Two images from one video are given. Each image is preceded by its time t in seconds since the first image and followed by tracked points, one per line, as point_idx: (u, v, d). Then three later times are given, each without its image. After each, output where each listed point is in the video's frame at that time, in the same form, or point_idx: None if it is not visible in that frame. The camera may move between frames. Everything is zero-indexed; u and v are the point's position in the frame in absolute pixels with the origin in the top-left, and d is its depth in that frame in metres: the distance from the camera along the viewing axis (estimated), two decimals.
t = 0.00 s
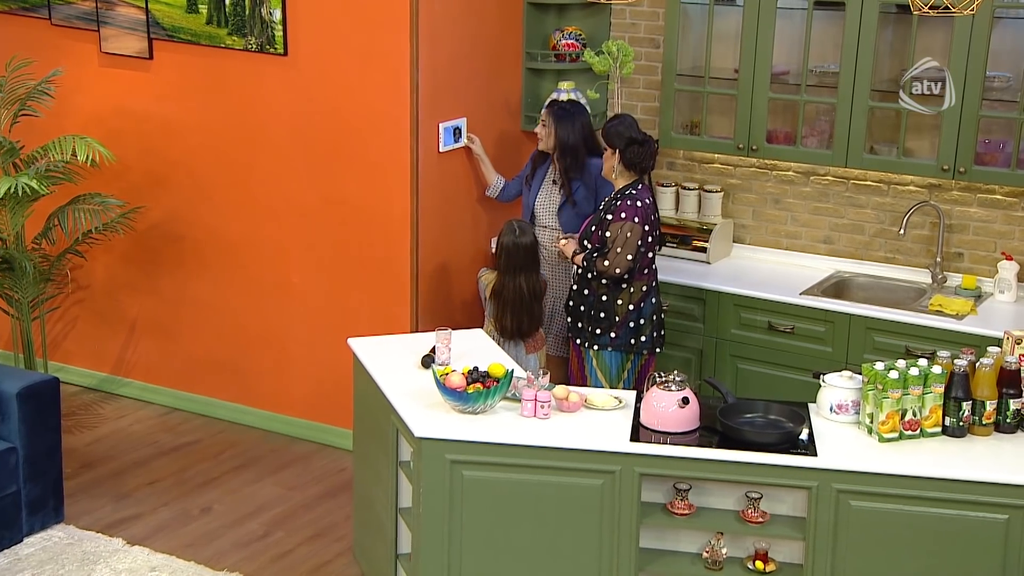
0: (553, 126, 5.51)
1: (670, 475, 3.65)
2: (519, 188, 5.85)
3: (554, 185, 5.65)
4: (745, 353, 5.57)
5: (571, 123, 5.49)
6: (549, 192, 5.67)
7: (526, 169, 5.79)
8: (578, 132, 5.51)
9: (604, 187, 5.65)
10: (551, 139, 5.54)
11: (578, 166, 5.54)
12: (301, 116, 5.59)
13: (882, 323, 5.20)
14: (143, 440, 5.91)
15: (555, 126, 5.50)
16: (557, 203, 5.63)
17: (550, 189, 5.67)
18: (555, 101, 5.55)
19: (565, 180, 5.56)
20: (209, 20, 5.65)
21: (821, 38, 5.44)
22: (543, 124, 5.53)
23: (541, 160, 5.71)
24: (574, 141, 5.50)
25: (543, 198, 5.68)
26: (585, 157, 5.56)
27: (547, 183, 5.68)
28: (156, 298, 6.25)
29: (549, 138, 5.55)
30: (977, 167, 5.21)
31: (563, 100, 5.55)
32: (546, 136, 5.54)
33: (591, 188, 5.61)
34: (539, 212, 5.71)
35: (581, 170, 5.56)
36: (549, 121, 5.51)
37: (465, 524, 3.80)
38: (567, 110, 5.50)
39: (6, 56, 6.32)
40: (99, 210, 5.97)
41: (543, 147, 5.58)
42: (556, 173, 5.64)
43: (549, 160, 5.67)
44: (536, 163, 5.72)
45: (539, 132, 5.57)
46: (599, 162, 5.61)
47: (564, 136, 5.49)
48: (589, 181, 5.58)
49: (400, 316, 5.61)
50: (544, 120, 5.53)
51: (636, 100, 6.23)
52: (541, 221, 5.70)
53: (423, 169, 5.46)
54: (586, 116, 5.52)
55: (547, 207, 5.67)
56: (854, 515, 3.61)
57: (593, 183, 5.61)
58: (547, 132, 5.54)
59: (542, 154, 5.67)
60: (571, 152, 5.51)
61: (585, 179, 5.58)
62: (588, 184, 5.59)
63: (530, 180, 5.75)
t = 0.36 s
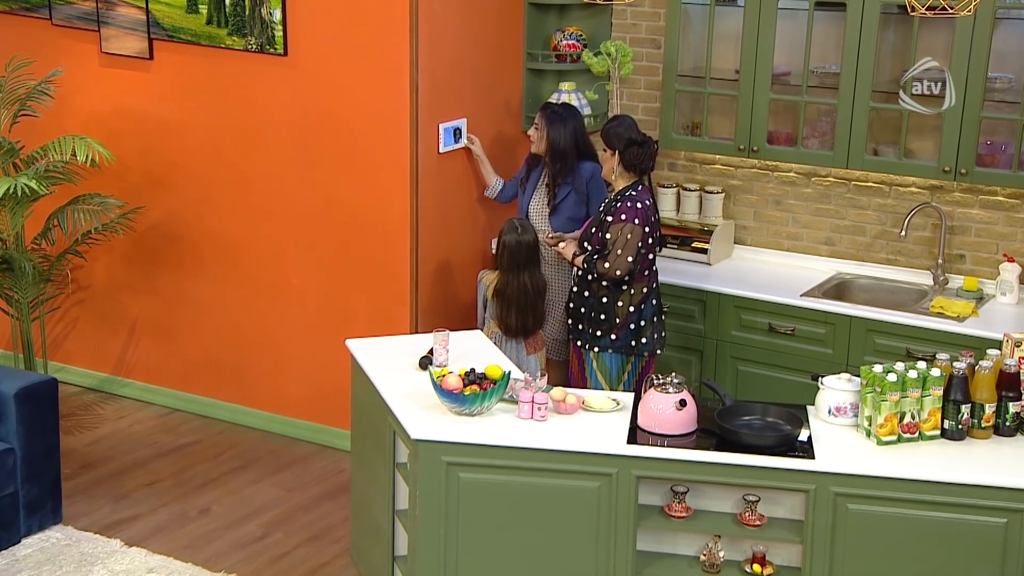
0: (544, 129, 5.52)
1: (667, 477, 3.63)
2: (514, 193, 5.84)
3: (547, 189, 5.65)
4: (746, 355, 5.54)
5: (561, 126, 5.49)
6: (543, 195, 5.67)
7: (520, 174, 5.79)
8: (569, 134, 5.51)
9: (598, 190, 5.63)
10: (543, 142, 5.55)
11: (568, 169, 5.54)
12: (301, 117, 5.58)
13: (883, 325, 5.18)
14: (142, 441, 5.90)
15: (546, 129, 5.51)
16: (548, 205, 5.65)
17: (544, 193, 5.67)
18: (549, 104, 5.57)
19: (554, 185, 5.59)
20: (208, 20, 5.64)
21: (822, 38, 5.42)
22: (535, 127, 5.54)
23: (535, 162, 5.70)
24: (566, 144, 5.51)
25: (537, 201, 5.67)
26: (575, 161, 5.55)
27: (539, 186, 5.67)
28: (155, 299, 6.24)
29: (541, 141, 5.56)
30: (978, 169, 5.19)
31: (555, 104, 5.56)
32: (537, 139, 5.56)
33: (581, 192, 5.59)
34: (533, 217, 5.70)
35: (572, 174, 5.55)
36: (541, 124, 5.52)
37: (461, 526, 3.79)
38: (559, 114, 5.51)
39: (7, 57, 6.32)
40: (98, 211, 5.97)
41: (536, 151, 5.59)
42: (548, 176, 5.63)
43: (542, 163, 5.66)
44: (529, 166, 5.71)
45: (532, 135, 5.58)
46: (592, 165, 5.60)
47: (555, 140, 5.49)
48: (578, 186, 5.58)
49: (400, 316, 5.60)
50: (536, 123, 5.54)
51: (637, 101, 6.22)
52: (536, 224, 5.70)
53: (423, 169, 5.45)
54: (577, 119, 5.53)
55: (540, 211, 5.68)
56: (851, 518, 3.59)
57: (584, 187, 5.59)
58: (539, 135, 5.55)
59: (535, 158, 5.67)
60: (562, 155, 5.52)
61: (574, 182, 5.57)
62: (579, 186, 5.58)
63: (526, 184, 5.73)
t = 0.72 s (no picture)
0: (541, 130, 5.51)
1: (662, 480, 3.62)
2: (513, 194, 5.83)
3: (545, 189, 5.64)
4: (744, 357, 5.53)
5: (559, 126, 5.48)
6: (541, 198, 5.66)
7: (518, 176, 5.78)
8: (567, 135, 5.49)
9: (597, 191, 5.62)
10: (540, 143, 5.54)
11: (566, 171, 5.53)
12: (300, 118, 5.57)
13: (881, 328, 5.16)
14: (140, 442, 5.90)
15: (544, 130, 5.49)
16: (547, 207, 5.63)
17: (540, 195, 5.67)
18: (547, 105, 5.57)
19: (554, 186, 5.57)
20: (206, 20, 5.64)
21: (821, 40, 5.41)
22: (532, 128, 5.53)
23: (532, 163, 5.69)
24: (565, 144, 5.49)
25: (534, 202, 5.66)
26: (574, 162, 5.54)
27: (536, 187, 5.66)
28: (153, 299, 6.24)
29: (538, 142, 5.54)
30: (977, 171, 5.17)
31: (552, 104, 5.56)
32: (535, 140, 5.54)
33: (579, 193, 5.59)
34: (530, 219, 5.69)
35: (570, 175, 5.54)
36: (538, 124, 5.51)
37: (456, 528, 3.78)
38: (556, 115, 5.50)
39: (5, 57, 6.31)
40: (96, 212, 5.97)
41: (534, 152, 5.57)
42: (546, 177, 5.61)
43: (539, 164, 5.66)
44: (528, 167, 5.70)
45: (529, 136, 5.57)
46: (591, 166, 5.59)
47: (552, 141, 5.48)
48: (577, 187, 5.57)
49: (397, 318, 5.59)
50: (534, 124, 5.53)
51: (636, 102, 6.20)
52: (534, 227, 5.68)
53: (420, 171, 5.44)
54: (574, 120, 5.51)
55: (539, 213, 5.67)
56: (846, 522, 3.57)
57: (583, 187, 5.58)
58: (536, 135, 5.54)
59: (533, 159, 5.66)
60: (561, 156, 5.50)
61: (571, 182, 5.56)
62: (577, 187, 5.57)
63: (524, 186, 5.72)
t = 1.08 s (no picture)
0: (543, 132, 5.50)
1: (657, 483, 3.60)
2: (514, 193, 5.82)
3: (546, 190, 5.61)
4: (743, 359, 5.51)
5: (560, 127, 5.47)
6: (542, 199, 5.64)
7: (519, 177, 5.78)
8: (569, 136, 5.48)
9: (598, 191, 5.62)
10: (541, 144, 5.53)
11: (568, 171, 5.52)
12: (298, 119, 5.56)
13: (880, 330, 5.14)
14: (138, 443, 5.89)
15: (545, 132, 5.48)
16: (550, 208, 5.62)
17: (541, 196, 5.66)
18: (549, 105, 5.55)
19: (555, 187, 5.56)
20: (204, 21, 5.63)
21: (821, 41, 5.39)
22: (533, 130, 5.52)
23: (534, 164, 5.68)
24: (567, 145, 5.48)
25: (536, 204, 5.64)
26: (576, 162, 5.53)
27: (537, 189, 5.64)
28: (152, 300, 6.23)
29: (539, 143, 5.54)
30: (977, 172, 5.15)
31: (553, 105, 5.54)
32: (536, 141, 5.54)
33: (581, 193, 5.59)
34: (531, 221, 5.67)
35: (572, 176, 5.54)
36: (539, 126, 5.50)
37: (451, 531, 3.77)
38: (556, 115, 5.48)
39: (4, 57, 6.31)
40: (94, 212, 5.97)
41: (535, 153, 5.57)
42: (547, 178, 5.60)
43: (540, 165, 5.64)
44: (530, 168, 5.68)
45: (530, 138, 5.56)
46: (593, 167, 5.61)
47: (554, 142, 5.47)
48: (579, 187, 5.56)
49: (396, 319, 5.58)
50: (534, 125, 5.51)
51: (635, 103, 6.19)
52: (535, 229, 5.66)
53: (418, 171, 5.42)
54: (576, 121, 5.50)
55: (541, 213, 5.64)
56: (843, 525, 3.56)
57: (584, 187, 5.59)
58: (537, 137, 5.53)
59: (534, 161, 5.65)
60: (562, 157, 5.50)
61: (572, 182, 5.55)
62: (579, 187, 5.57)
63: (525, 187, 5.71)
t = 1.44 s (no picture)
0: (542, 142, 5.44)
1: (652, 486, 3.59)
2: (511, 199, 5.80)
3: (545, 196, 5.64)
4: (742, 360, 5.50)
5: (557, 131, 5.43)
6: (540, 203, 5.65)
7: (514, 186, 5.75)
8: (566, 138, 5.46)
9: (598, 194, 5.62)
10: (544, 154, 5.47)
11: (568, 176, 5.51)
12: (296, 120, 5.55)
13: (878, 332, 5.12)
14: (135, 444, 5.88)
15: (545, 140, 5.44)
16: (548, 213, 5.63)
17: (542, 201, 5.64)
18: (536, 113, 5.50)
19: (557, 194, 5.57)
20: (203, 21, 5.62)
21: (820, 42, 5.38)
22: (533, 141, 5.45)
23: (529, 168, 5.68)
24: (566, 148, 5.47)
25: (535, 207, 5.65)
26: (574, 166, 5.52)
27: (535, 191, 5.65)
28: (151, 301, 6.22)
29: (542, 154, 5.47)
30: (976, 174, 5.13)
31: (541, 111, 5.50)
32: (537, 153, 5.46)
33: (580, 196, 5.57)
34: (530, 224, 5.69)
35: (572, 179, 5.53)
36: (537, 137, 5.44)
37: (445, 533, 3.75)
38: (550, 120, 5.44)
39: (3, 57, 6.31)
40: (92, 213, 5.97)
41: (537, 165, 5.50)
42: (546, 184, 5.62)
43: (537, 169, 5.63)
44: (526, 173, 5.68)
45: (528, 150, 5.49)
46: (590, 169, 5.58)
47: (555, 147, 5.45)
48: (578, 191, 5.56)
49: (393, 320, 5.57)
50: (532, 138, 5.44)
51: (635, 104, 6.17)
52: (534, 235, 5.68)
53: (416, 172, 5.41)
54: (568, 120, 5.47)
55: (539, 218, 5.66)
56: (838, 528, 3.54)
57: (583, 189, 5.58)
58: (538, 149, 5.46)
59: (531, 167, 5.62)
60: (562, 160, 5.48)
61: (572, 186, 5.54)
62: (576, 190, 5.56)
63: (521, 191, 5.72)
